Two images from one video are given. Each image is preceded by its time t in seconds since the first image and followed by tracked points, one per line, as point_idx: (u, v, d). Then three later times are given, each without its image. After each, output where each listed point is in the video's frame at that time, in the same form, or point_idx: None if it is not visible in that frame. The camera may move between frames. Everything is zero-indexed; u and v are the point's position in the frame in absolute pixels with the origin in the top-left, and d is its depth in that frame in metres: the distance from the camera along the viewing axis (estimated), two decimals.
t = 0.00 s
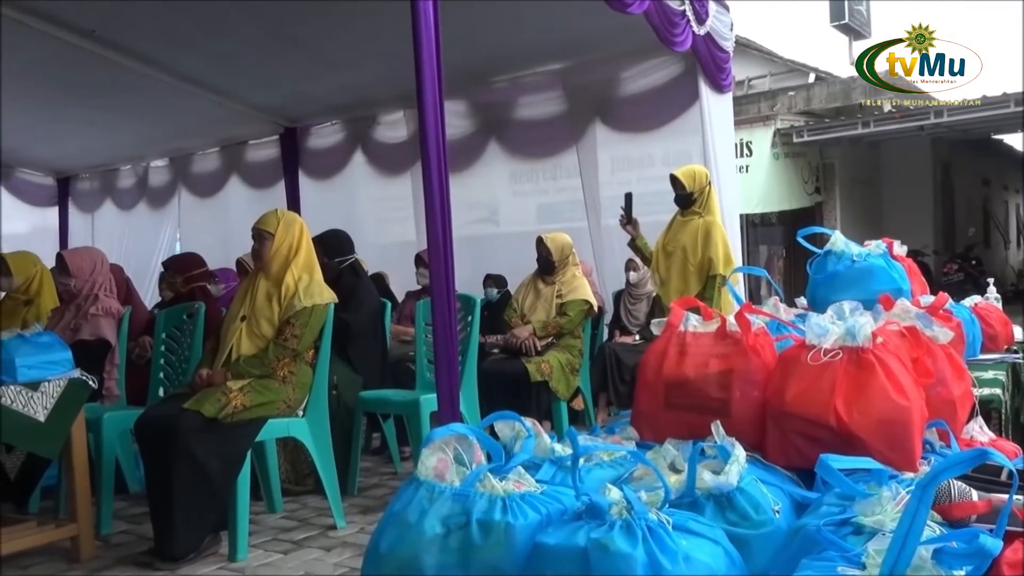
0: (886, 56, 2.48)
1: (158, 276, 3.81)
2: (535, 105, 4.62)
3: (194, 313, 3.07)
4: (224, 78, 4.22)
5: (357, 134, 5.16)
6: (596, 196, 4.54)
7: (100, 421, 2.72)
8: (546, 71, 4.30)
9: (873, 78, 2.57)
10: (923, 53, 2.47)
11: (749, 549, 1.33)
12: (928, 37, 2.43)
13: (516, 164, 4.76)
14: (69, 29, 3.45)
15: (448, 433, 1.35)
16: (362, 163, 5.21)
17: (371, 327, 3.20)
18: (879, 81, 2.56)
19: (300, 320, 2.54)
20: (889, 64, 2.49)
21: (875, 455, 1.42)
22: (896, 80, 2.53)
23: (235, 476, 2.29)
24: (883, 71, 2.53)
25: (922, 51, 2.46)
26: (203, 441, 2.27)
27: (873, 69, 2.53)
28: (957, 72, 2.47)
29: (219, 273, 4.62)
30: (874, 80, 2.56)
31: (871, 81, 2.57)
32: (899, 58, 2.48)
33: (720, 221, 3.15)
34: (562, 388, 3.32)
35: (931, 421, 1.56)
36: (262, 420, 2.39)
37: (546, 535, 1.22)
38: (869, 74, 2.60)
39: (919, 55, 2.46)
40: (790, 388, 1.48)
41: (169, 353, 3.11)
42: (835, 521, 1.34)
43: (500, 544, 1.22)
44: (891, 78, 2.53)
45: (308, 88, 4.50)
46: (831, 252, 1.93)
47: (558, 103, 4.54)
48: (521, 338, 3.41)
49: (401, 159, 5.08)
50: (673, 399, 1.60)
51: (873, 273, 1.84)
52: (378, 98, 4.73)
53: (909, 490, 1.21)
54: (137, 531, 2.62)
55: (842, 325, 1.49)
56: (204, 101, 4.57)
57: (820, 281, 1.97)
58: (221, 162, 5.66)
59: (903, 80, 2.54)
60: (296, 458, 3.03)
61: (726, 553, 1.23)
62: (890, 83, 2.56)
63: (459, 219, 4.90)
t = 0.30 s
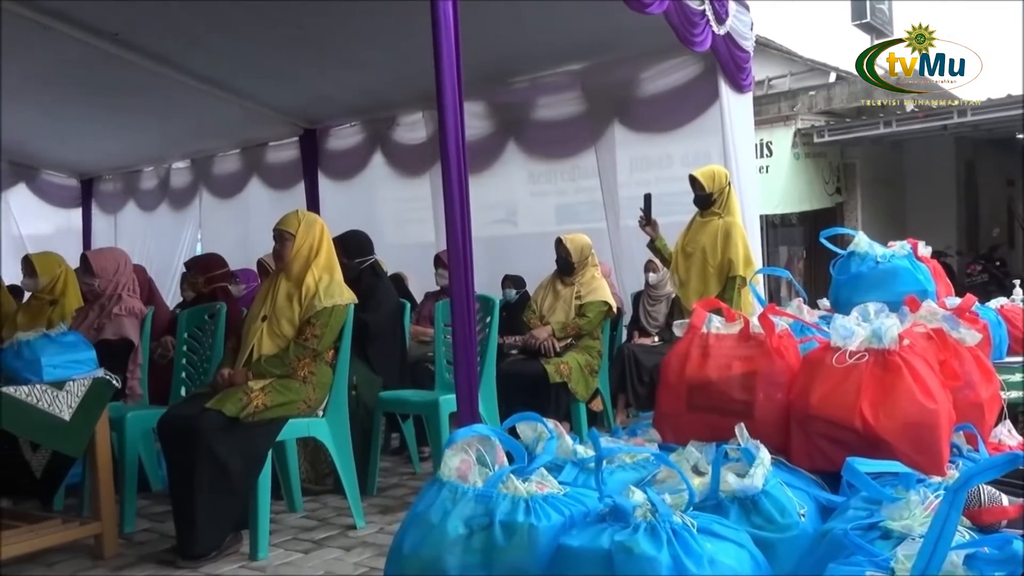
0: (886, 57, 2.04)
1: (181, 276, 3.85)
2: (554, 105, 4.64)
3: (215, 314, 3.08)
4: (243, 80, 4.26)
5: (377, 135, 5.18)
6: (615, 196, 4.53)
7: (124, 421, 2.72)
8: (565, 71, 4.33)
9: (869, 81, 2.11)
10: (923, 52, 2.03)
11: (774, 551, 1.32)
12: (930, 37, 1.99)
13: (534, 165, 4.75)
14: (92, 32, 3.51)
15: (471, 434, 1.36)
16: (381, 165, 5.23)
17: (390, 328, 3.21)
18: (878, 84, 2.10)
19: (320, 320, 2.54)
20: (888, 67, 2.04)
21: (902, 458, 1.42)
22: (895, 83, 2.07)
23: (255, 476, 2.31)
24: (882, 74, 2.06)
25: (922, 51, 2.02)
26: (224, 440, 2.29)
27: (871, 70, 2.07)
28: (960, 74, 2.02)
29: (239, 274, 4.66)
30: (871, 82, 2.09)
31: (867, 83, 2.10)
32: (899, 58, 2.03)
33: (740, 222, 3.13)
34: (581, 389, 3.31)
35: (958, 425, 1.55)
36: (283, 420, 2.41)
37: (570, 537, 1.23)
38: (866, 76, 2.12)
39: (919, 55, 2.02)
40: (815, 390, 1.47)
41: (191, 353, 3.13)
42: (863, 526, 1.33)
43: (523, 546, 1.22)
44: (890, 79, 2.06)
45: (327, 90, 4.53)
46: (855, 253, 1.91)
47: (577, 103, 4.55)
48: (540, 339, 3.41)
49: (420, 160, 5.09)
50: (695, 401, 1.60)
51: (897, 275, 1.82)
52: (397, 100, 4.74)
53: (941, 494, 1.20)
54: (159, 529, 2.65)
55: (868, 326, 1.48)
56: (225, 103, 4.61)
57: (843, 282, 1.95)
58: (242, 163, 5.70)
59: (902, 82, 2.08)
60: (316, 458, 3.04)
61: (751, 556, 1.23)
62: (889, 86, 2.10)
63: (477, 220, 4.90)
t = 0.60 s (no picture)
0: (886, 58, 1.99)
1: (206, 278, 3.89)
2: (578, 109, 4.63)
3: (241, 317, 3.08)
4: (270, 85, 4.30)
5: (400, 139, 5.20)
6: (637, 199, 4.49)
7: (152, 422, 2.75)
8: (588, 75, 4.34)
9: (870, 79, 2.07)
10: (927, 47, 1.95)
11: (805, 561, 1.30)
12: (931, 37, 1.92)
13: (557, 169, 4.73)
14: (123, 39, 3.58)
15: (497, 438, 1.37)
16: (405, 168, 5.24)
17: (413, 331, 3.22)
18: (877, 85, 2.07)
19: (344, 323, 2.55)
20: (889, 67, 2.00)
21: (933, 465, 1.40)
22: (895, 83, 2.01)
23: (281, 477, 2.33)
24: (883, 75, 2.02)
25: (921, 52, 1.96)
26: (249, 441, 2.30)
27: (872, 71, 2.03)
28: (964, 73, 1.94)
29: (264, 277, 4.70)
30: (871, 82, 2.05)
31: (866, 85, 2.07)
32: (899, 58, 1.98)
33: (765, 226, 3.10)
34: (604, 393, 3.29)
35: (992, 432, 1.54)
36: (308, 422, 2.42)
37: (598, 543, 1.22)
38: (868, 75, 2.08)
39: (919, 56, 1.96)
40: (845, 396, 1.46)
41: (216, 355, 3.15)
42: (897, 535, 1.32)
43: (550, 551, 1.22)
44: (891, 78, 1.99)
45: (351, 94, 4.56)
46: (884, 257, 1.88)
47: (600, 106, 4.53)
48: (563, 342, 3.39)
49: (443, 164, 5.09)
50: (723, 406, 1.59)
51: (927, 279, 1.79)
52: (420, 103, 4.76)
53: (978, 501, 1.19)
54: (185, 530, 2.68)
55: (900, 332, 1.46)
56: (250, 107, 4.65)
57: (871, 287, 1.92)
58: (267, 167, 5.74)
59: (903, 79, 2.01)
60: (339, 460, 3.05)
61: (782, 563, 1.22)
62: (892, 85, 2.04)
63: (500, 224, 4.90)
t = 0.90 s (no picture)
0: (886, 56, 2.05)
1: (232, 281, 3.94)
2: (599, 111, 4.60)
3: (266, 319, 3.10)
4: (293, 89, 4.34)
5: (422, 142, 5.20)
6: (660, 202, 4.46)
7: (178, 423, 2.78)
8: (610, 76, 4.34)
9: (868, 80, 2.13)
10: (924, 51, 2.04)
11: (836, 566, 1.32)
12: (930, 37, 2.01)
13: (579, 171, 4.72)
14: (150, 45, 3.64)
15: (525, 442, 1.37)
16: (426, 171, 5.24)
17: (436, 334, 3.23)
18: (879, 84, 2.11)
19: (367, 326, 2.56)
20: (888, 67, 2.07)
21: (967, 470, 1.37)
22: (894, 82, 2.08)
23: (305, 480, 2.34)
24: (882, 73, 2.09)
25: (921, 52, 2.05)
26: (274, 443, 2.32)
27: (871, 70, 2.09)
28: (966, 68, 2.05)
29: (288, 279, 4.73)
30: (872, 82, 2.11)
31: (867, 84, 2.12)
32: (899, 58, 2.06)
33: (789, 228, 3.06)
34: (626, 396, 3.28)
35: None
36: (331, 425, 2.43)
37: (628, 548, 1.22)
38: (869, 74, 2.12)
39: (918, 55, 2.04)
40: (876, 400, 1.44)
41: (241, 357, 3.17)
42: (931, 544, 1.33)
43: (580, 555, 1.22)
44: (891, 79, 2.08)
45: (374, 98, 4.58)
46: (913, 260, 1.86)
47: (622, 108, 4.51)
48: (586, 345, 3.38)
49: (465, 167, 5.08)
50: (750, 410, 1.58)
51: (957, 283, 1.77)
52: (442, 106, 4.76)
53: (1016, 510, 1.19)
54: (211, 530, 2.70)
55: (932, 336, 1.45)
56: (274, 111, 4.68)
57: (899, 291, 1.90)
58: (290, 171, 5.77)
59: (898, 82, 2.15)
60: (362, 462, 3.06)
61: (814, 569, 1.21)
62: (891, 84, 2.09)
63: (522, 227, 4.89)
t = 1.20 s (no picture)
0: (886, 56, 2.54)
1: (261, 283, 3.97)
2: (625, 112, 4.57)
3: (295, 320, 3.13)
4: (319, 92, 4.36)
5: (448, 144, 5.19)
6: (686, 204, 4.41)
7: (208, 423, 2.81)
8: (635, 77, 4.32)
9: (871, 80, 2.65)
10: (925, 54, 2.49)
11: (875, 569, 1.33)
12: (929, 38, 2.42)
13: (604, 172, 4.69)
14: (180, 49, 3.71)
15: (559, 444, 1.37)
16: (451, 174, 5.22)
17: (463, 336, 3.23)
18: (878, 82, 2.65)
19: (395, 327, 2.58)
20: (889, 63, 2.57)
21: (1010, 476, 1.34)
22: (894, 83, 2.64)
23: (334, 480, 2.35)
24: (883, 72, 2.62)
25: (922, 51, 2.47)
26: (303, 442, 2.33)
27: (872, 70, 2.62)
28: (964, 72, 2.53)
29: (316, 281, 4.76)
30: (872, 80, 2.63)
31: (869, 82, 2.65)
32: (899, 57, 2.54)
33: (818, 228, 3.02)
34: (654, 398, 3.25)
35: None
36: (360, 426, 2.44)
37: (664, 552, 1.23)
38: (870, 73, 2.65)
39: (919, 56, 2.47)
40: (914, 403, 1.43)
41: (270, 359, 3.20)
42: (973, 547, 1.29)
43: (614, 559, 1.22)
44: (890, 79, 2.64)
45: (399, 100, 4.59)
46: (949, 260, 1.82)
47: (648, 109, 4.47)
48: (612, 347, 3.36)
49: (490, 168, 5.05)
50: (786, 413, 1.58)
51: (994, 284, 1.73)
52: (467, 108, 4.76)
53: None
54: (241, 530, 2.73)
55: (972, 338, 1.42)
56: (300, 114, 4.72)
57: (936, 291, 1.87)
58: (317, 173, 5.80)
59: (904, 78, 2.64)
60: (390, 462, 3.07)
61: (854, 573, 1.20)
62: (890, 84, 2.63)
63: (548, 228, 4.88)
